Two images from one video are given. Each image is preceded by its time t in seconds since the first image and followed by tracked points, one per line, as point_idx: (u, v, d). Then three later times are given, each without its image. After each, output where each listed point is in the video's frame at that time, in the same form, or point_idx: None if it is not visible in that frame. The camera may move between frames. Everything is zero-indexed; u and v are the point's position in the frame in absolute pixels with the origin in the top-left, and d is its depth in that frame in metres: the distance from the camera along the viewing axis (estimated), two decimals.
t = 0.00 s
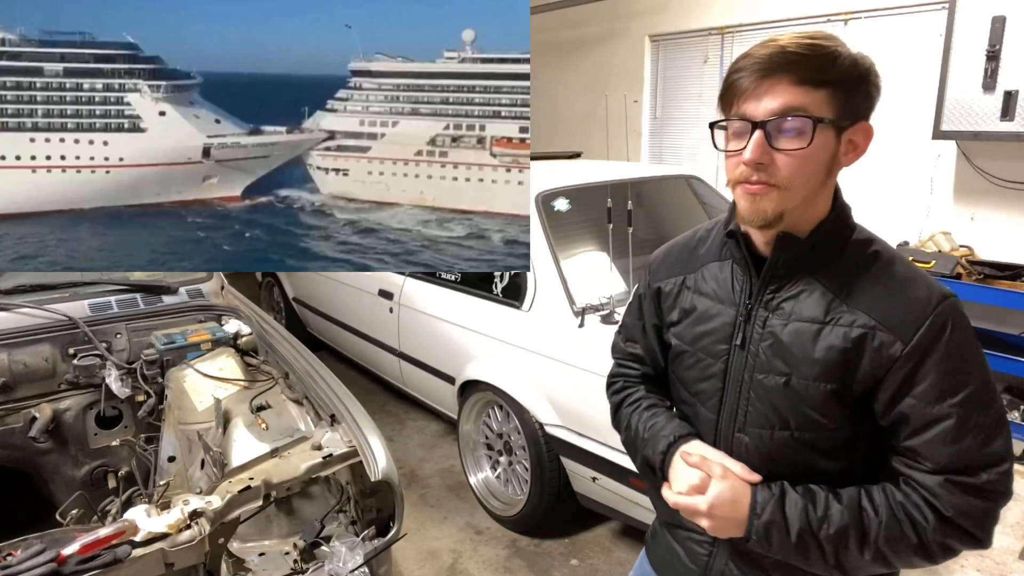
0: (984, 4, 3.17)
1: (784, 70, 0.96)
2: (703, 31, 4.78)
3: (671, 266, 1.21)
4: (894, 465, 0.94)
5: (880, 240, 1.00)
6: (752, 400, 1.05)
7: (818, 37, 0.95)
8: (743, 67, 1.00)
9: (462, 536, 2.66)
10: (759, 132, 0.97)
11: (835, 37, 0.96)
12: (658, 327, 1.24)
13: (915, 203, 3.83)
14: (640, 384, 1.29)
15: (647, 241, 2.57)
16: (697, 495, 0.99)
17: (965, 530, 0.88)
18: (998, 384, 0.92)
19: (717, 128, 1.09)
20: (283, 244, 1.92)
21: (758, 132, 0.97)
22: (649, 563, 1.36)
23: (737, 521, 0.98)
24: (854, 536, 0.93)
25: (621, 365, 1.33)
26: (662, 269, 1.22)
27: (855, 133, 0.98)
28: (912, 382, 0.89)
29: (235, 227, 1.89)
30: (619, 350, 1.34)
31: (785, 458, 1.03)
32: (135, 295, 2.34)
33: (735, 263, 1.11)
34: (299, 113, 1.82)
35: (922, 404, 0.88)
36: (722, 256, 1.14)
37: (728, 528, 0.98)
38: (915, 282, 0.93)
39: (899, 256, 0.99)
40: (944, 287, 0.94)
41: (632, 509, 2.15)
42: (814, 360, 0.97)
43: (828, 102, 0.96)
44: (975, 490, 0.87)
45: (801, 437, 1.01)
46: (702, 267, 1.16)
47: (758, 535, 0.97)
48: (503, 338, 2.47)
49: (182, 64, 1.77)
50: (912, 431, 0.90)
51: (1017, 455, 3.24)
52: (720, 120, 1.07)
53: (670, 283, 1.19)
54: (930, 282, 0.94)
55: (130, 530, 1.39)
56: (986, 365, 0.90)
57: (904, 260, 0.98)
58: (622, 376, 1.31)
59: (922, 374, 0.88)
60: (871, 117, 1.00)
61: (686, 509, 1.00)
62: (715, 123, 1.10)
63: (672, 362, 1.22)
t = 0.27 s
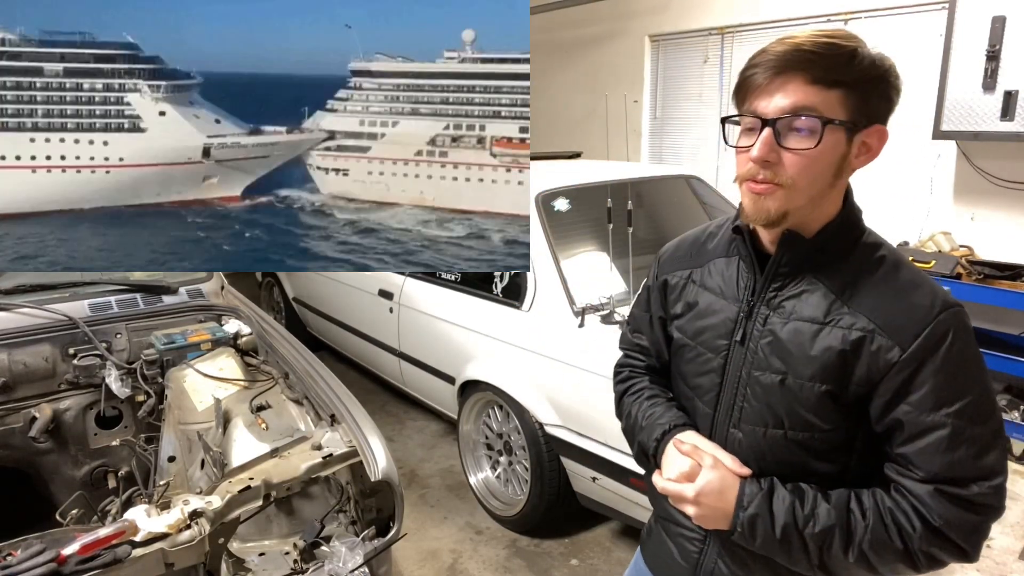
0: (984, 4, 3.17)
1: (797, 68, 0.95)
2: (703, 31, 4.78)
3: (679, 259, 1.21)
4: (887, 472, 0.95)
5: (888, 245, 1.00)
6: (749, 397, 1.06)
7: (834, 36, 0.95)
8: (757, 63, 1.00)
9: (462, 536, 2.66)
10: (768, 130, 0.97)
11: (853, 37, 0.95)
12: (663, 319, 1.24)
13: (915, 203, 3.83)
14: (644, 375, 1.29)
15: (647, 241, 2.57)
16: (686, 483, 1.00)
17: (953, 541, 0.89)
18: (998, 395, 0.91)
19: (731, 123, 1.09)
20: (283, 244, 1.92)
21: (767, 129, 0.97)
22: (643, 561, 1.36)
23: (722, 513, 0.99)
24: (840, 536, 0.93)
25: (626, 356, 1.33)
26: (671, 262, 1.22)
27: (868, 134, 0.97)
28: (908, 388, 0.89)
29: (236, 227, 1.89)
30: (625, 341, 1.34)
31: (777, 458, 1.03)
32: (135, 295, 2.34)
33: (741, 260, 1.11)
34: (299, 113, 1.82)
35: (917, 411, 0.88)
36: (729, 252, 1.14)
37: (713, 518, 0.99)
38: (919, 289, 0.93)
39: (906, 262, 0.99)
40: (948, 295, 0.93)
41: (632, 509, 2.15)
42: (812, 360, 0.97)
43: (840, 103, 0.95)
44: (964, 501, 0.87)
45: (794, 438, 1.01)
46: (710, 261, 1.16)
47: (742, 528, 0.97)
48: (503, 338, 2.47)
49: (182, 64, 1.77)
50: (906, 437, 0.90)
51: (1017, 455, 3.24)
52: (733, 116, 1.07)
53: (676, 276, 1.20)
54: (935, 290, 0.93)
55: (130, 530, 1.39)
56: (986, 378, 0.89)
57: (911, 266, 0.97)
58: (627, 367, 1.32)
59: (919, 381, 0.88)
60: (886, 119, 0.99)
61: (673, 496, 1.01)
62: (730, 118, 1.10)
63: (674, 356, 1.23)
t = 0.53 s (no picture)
0: (984, 4, 3.17)
1: (797, 69, 0.96)
2: (703, 31, 4.78)
3: (682, 258, 1.21)
4: (887, 473, 0.95)
5: (892, 247, 0.99)
6: (750, 397, 1.06)
7: (835, 36, 0.95)
8: (758, 64, 1.01)
9: (462, 536, 2.66)
10: (766, 130, 0.97)
11: (855, 37, 0.95)
12: (665, 318, 1.24)
13: (915, 203, 3.83)
14: (646, 373, 1.29)
15: (647, 241, 2.57)
16: (686, 483, 1.00)
17: (953, 543, 0.89)
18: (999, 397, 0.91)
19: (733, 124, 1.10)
20: (283, 244, 1.92)
21: (765, 130, 0.97)
22: (642, 561, 1.36)
23: (722, 513, 0.99)
24: (841, 539, 0.93)
25: (628, 354, 1.33)
26: (674, 260, 1.22)
27: (869, 135, 0.97)
28: (910, 390, 0.89)
29: (236, 227, 1.89)
30: (627, 338, 1.34)
31: (778, 459, 1.03)
32: (135, 295, 2.34)
33: (744, 260, 1.11)
34: (299, 113, 1.82)
35: (919, 413, 0.88)
36: (732, 252, 1.14)
37: (713, 518, 0.99)
38: (923, 290, 0.93)
39: (910, 264, 0.98)
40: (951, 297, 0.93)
41: (631, 509, 2.15)
42: (814, 361, 0.97)
43: (839, 103, 0.95)
44: (964, 503, 0.87)
45: (795, 438, 1.01)
46: (713, 261, 1.16)
47: (743, 527, 0.98)
48: (503, 338, 2.47)
49: (182, 64, 1.77)
50: (907, 439, 0.90)
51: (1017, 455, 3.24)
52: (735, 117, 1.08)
53: (679, 275, 1.20)
54: (938, 291, 0.93)
55: (130, 530, 1.39)
56: (988, 381, 0.89)
57: (914, 267, 0.97)
58: (629, 365, 1.32)
59: (921, 384, 0.88)
60: (890, 121, 0.98)
61: (673, 496, 1.01)
62: (732, 120, 1.11)
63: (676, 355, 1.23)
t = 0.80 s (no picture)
0: (984, 4, 3.17)
1: (785, 68, 0.97)
2: (702, 31, 4.78)
3: (686, 256, 1.21)
4: (885, 473, 0.95)
5: (892, 247, 0.99)
6: (749, 394, 1.05)
7: (824, 35, 0.95)
8: (749, 63, 1.02)
9: (462, 536, 2.66)
10: (753, 128, 0.99)
11: (845, 36, 0.95)
12: (668, 316, 1.24)
13: (915, 204, 3.83)
14: (648, 371, 1.30)
15: (647, 241, 2.57)
16: (683, 478, 1.00)
17: (949, 544, 0.88)
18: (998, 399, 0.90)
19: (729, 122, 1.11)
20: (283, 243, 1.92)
21: (752, 128, 0.99)
22: (641, 561, 1.35)
23: (719, 509, 0.99)
24: (838, 538, 0.93)
25: (632, 351, 1.34)
26: (678, 259, 1.23)
27: (860, 134, 0.96)
28: (908, 390, 0.89)
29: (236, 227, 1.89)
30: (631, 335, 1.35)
31: (777, 457, 1.03)
32: (135, 295, 2.33)
33: (746, 259, 1.11)
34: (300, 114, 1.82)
35: (917, 412, 0.88)
36: (735, 251, 1.14)
37: (709, 514, 0.99)
38: (923, 291, 0.92)
39: (911, 265, 0.98)
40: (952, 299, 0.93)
41: (631, 509, 2.15)
42: (812, 358, 0.97)
43: (827, 102, 0.95)
44: (961, 504, 0.87)
45: (793, 436, 1.01)
46: (716, 260, 1.16)
47: (740, 524, 0.97)
48: (503, 338, 2.47)
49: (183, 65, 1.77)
50: (904, 439, 0.90)
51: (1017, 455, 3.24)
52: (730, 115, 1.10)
53: (682, 273, 1.20)
54: (938, 292, 0.93)
55: (130, 530, 1.39)
56: (988, 383, 0.89)
57: (914, 268, 0.97)
58: (632, 362, 1.32)
59: (919, 384, 0.88)
60: (883, 120, 0.97)
61: (670, 490, 1.01)
62: (729, 118, 1.12)
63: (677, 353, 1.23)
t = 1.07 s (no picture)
0: (985, 4, 3.17)
1: (791, 67, 0.96)
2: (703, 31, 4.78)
3: (683, 257, 1.22)
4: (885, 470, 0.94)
5: (888, 245, 0.99)
6: (748, 394, 1.05)
7: (828, 35, 0.95)
8: (752, 62, 1.01)
9: (462, 536, 2.66)
10: (760, 128, 0.98)
11: (847, 36, 0.95)
12: (666, 317, 1.25)
13: (915, 204, 3.83)
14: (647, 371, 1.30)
15: (647, 242, 2.57)
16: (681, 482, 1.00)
17: (950, 540, 0.87)
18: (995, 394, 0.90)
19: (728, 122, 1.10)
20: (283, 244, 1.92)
21: (759, 127, 0.98)
22: (642, 562, 1.36)
23: (720, 512, 0.99)
24: (840, 538, 0.93)
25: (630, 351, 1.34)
26: (676, 260, 1.23)
27: (862, 133, 0.97)
28: (905, 387, 0.89)
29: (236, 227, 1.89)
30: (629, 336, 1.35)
31: (777, 456, 1.03)
32: (136, 295, 2.33)
33: (743, 259, 1.11)
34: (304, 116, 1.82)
35: (914, 410, 0.88)
36: (732, 251, 1.14)
37: (710, 517, 0.99)
38: (918, 288, 0.92)
39: (908, 262, 0.98)
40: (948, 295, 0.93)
41: (632, 509, 2.15)
42: (809, 357, 0.97)
43: (832, 101, 0.95)
44: (961, 500, 0.86)
45: (792, 434, 1.01)
46: (712, 260, 1.16)
47: (740, 526, 0.97)
48: (503, 338, 2.47)
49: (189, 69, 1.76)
50: (902, 435, 0.89)
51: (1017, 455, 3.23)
52: (729, 115, 1.08)
53: (679, 274, 1.20)
54: (933, 288, 0.93)
55: (129, 530, 1.39)
56: (986, 378, 0.88)
57: (910, 265, 0.96)
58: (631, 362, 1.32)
59: (915, 381, 0.88)
60: (882, 120, 0.98)
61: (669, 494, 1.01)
62: (728, 118, 1.11)
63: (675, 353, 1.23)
